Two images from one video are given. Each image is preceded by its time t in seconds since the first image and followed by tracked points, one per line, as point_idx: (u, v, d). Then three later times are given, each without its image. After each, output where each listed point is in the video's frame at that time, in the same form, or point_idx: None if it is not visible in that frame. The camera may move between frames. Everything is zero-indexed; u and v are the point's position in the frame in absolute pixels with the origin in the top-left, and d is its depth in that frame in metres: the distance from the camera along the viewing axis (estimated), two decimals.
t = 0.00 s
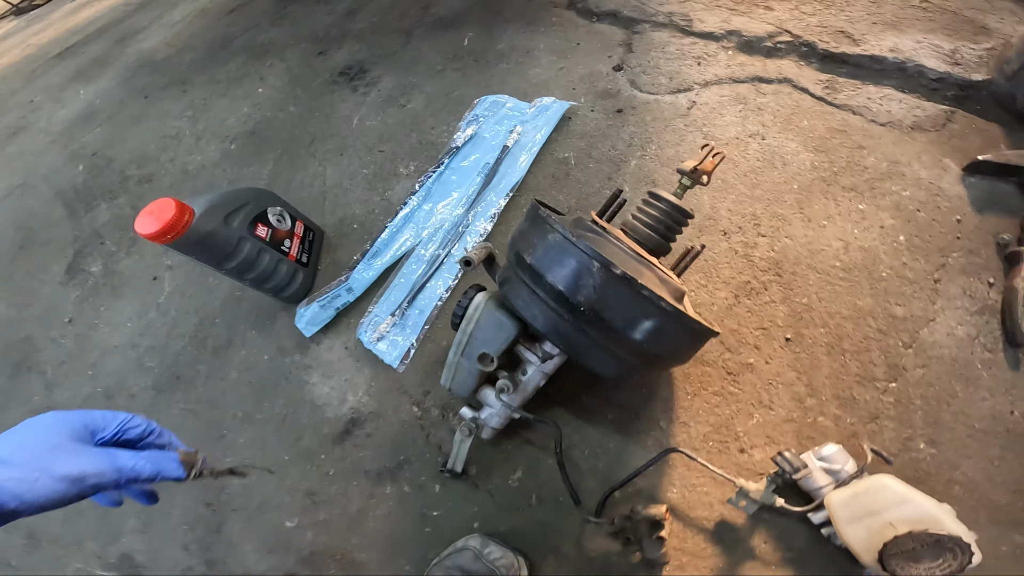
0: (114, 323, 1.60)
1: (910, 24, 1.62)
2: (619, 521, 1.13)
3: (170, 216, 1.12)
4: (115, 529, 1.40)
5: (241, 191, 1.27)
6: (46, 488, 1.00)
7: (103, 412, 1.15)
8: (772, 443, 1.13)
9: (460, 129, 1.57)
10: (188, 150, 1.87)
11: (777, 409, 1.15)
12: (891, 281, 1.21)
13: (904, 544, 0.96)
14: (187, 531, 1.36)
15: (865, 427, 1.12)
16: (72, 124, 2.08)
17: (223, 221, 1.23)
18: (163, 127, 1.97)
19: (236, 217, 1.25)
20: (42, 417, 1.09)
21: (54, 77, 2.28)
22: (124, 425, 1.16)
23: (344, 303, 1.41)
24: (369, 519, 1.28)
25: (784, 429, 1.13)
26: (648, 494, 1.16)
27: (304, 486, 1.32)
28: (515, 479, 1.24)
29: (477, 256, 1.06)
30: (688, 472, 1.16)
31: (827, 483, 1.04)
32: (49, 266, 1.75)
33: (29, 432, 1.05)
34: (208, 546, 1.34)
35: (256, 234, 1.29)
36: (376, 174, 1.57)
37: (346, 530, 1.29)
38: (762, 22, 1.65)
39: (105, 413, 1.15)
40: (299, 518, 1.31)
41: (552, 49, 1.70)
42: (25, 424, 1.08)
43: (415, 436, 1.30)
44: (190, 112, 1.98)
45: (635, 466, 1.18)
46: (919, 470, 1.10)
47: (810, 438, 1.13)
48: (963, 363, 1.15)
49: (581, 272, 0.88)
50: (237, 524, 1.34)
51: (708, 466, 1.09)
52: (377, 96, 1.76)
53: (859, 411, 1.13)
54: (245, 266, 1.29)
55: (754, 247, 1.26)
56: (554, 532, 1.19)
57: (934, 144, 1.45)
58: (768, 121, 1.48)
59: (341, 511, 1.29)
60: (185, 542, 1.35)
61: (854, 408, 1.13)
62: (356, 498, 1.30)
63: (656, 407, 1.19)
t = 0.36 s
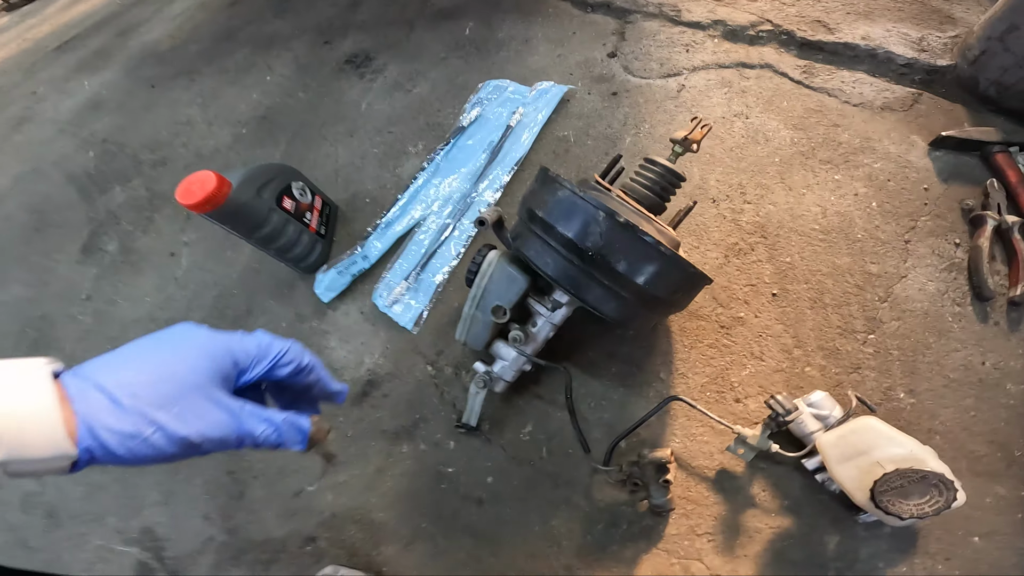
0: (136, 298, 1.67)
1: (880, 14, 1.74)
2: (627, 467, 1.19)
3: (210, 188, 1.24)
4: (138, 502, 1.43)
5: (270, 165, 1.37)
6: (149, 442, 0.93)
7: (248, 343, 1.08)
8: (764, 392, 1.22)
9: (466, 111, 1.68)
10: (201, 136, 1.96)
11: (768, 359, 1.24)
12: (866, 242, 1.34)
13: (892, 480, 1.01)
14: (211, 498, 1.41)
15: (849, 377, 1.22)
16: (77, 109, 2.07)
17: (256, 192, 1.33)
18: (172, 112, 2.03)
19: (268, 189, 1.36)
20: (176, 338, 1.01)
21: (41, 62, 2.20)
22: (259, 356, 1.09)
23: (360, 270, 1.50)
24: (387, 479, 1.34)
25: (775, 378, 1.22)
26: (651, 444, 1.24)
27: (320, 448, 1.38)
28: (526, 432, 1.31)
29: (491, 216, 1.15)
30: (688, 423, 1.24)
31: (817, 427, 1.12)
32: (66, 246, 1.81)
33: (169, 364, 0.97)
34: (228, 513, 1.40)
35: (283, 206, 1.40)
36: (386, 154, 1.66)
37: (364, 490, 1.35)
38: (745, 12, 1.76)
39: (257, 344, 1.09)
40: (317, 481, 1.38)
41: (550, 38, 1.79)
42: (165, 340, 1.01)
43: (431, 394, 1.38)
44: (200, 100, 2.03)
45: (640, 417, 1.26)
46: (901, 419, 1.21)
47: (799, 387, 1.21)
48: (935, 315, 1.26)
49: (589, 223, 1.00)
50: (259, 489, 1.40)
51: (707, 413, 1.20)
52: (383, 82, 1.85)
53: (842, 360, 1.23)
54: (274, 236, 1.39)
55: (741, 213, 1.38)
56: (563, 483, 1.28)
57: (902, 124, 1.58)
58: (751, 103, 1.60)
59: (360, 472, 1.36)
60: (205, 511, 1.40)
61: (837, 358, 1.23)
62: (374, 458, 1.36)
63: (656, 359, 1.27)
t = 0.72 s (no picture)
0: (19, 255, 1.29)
1: None
2: (688, 483, 0.85)
3: (93, 91, 0.96)
4: None
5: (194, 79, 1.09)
6: (333, 256, 0.79)
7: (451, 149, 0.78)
8: (876, 376, 0.92)
9: (460, 43, 1.42)
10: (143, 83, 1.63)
11: (877, 331, 0.94)
12: (984, 187, 1.03)
13: None
14: (82, 513, 1.03)
15: (990, 356, 0.92)
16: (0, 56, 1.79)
17: (166, 103, 1.04)
18: (108, 57, 1.71)
19: (185, 103, 1.06)
20: (380, 132, 0.78)
21: None
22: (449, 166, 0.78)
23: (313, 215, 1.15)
24: (328, 494, 0.98)
25: (889, 358, 0.92)
26: (713, 449, 0.92)
27: (239, 452, 1.02)
28: (530, 433, 0.96)
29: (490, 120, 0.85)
30: (768, 422, 0.93)
31: (973, 424, 0.84)
32: None
33: (355, 162, 0.76)
34: (107, 531, 1.01)
35: (207, 126, 1.07)
36: (360, 88, 1.40)
37: (296, 510, 0.98)
38: None
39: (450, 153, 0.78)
40: (230, 494, 1.00)
41: None
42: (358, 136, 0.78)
43: (395, 378, 1.02)
44: (154, 51, 1.69)
45: (691, 412, 0.93)
46: None
47: (926, 368, 0.91)
48: None
49: (646, 92, 0.67)
50: (148, 502, 1.02)
51: (803, 404, 0.85)
52: (364, 21, 1.54)
53: (980, 334, 0.93)
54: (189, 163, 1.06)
55: (816, 151, 1.07)
56: (582, 504, 0.92)
57: (993, 72, 1.22)
58: (808, 42, 1.26)
59: (289, 484, 0.99)
60: (77, 527, 1.02)
61: (972, 331, 0.93)
62: (311, 467, 0.99)
63: (716, 329, 0.96)
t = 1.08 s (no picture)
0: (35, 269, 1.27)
1: None
2: (722, 502, 0.85)
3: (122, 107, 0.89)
4: (22, 527, 1.06)
5: (223, 95, 1.12)
6: (390, 203, 0.77)
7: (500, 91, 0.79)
8: (900, 398, 0.94)
9: (479, 55, 1.43)
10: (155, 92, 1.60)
11: (901, 354, 0.96)
12: (1005, 210, 1.04)
13: None
14: (112, 529, 1.03)
15: (1009, 378, 0.94)
16: (17, 67, 1.77)
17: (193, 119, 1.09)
18: (123, 67, 1.68)
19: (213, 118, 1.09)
20: (423, 72, 0.78)
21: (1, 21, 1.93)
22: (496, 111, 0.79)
23: (335, 232, 1.15)
24: (359, 514, 0.99)
25: (913, 380, 0.94)
26: (742, 469, 0.93)
27: (269, 472, 1.02)
28: (561, 454, 0.98)
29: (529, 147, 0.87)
30: (794, 440, 0.94)
31: (995, 444, 0.85)
32: None
33: (405, 104, 0.75)
34: (136, 550, 1.02)
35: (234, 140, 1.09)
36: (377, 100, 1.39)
37: (328, 528, 0.99)
38: None
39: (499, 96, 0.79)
40: (262, 512, 1.00)
41: None
42: (406, 80, 0.78)
43: (423, 399, 1.03)
44: (164, 56, 1.66)
45: (721, 433, 0.95)
46: None
47: (947, 390, 0.94)
48: None
49: (695, 127, 0.67)
50: (179, 520, 1.02)
51: (832, 425, 0.89)
52: (379, 31, 1.53)
53: (999, 356, 0.95)
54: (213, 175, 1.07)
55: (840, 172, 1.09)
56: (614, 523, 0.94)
57: (1013, 90, 1.18)
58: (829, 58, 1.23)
59: (321, 504, 1.00)
60: (107, 544, 1.03)
61: (993, 353, 0.95)
62: (342, 486, 1.00)
63: (744, 352, 0.98)
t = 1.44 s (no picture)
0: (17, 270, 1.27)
1: None
2: (693, 509, 0.84)
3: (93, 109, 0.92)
4: None
5: (196, 96, 1.12)
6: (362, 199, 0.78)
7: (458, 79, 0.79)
8: (881, 402, 0.93)
9: (463, 55, 1.42)
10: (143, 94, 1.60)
11: (883, 357, 0.95)
12: (992, 210, 1.02)
13: None
14: (86, 529, 1.03)
15: (996, 380, 0.93)
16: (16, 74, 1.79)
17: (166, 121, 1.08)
18: (114, 71, 1.69)
19: (187, 121, 1.09)
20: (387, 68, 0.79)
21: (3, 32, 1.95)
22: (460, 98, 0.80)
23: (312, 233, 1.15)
24: (332, 517, 0.97)
25: (895, 384, 0.93)
26: (719, 474, 0.92)
27: (243, 473, 1.01)
28: (536, 458, 0.96)
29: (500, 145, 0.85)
30: (773, 445, 0.92)
31: (977, 450, 0.83)
32: None
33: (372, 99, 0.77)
34: (111, 549, 1.01)
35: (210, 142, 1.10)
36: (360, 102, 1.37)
37: (301, 531, 0.97)
38: None
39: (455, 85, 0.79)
40: (235, 514, 1.00)
41: None
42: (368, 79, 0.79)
43: (398, 401, 1.02)
44: (153, 59, 1.68)
45: (698, 437, 0.93)
46: None
47: (929, 394, 0.93)
48: None
49: (660, 121, 0.66)
50: (153, 521, 1.02)
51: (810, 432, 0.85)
52: (366, 32, 1.53)
53: (985, 359, 0.94)
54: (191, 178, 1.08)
55: (825, 170, 1.07)
56: (589, 529, 0.92)
57: (1001, 87, 1.16)
58: (816, 55, 1.21)
59: (294, 506, 0.99)
60: (83, 543, 1.02)
61: (978, 356, 0.94)
62: (315, 489, 0.99)
63: (723, 354, 0.96)
